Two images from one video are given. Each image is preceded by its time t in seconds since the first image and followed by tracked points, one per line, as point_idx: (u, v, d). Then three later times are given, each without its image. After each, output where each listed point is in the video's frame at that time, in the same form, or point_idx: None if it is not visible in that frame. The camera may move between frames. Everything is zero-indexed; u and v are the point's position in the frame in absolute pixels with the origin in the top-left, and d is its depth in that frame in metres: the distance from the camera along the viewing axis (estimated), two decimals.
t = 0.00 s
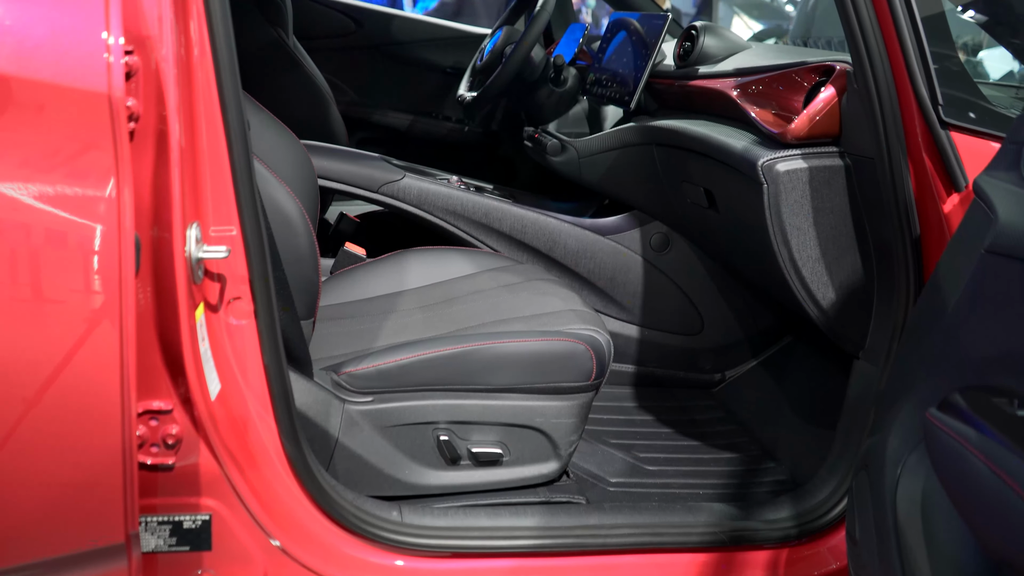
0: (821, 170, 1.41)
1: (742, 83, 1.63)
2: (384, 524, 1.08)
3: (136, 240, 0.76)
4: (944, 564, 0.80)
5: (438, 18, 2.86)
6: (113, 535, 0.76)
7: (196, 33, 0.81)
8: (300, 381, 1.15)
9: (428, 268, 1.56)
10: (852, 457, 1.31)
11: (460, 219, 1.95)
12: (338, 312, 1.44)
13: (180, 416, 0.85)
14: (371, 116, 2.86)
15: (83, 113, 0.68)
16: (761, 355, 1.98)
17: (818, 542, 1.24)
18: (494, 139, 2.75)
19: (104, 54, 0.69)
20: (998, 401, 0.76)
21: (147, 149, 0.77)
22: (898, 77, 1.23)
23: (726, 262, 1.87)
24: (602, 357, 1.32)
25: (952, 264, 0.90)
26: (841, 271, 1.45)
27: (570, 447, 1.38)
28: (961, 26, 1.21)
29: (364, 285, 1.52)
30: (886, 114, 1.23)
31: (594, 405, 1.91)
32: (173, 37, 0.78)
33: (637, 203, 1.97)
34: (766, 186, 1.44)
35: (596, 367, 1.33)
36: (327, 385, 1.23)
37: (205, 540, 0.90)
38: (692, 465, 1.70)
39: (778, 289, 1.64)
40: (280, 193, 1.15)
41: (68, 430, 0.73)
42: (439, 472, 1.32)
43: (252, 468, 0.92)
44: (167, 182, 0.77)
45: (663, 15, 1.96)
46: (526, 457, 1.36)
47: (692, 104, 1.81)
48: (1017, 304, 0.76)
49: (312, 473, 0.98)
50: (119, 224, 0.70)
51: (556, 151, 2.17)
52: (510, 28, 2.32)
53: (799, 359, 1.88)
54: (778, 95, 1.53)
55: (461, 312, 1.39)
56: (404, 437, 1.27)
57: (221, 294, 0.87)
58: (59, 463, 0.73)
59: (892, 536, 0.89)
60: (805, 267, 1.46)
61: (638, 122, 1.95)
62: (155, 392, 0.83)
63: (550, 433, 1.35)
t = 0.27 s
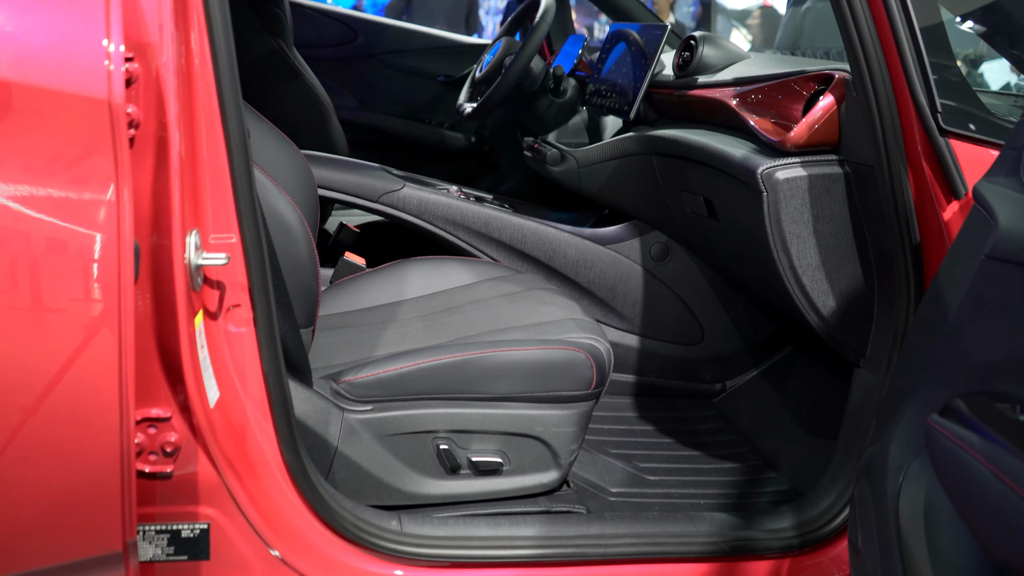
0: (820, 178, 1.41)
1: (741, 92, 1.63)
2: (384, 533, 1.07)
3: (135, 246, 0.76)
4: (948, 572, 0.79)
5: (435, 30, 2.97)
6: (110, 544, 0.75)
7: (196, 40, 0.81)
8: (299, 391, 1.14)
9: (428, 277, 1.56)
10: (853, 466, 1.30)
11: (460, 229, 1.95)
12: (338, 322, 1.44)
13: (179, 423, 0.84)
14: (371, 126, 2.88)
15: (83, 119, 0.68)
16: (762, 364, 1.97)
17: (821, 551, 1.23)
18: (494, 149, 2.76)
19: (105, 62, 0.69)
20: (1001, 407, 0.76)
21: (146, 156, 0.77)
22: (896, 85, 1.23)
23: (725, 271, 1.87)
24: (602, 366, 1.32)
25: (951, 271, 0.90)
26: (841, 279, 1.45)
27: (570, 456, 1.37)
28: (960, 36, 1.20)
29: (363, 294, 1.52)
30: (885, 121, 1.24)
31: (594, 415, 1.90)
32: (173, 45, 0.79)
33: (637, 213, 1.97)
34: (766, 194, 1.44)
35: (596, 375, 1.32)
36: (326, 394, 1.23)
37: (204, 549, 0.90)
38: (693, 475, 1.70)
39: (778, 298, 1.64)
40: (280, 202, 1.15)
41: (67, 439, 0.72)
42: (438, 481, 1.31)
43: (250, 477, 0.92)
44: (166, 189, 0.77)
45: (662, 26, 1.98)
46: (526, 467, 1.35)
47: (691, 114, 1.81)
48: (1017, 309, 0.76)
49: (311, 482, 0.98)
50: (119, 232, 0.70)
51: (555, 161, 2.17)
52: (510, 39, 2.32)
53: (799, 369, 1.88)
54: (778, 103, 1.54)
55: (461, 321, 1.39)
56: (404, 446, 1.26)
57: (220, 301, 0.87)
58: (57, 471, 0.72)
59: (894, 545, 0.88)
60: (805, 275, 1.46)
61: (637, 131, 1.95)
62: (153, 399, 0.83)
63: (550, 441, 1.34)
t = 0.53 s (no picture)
0: (820, 186, 1.41)
1: (740, 101, 1.63)
2: (384, 542, 1.07)
3: (135, 252, 0.76)
4: None
5: (437, 41, 2.99)
6: (108, 552, 0.75)
7: (197, 47, 0.81)
8: (299, 399, 1.14)
9: (427, 286, 1.56)
10: (855, 475, 1.30)
11: (460, 238, 1.95)
12: (337, 331, 1.43)
13: (177, 431, 0.84)
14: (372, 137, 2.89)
15: (84, 125, 0.68)
16: (762, 374, 1.97)
17: (823, 561, 1.23)
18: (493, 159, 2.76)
19: (105, 70, 0.69)
20: (1002, 411, 0.76)
21: (146, 163, 0.77)
22: (895, 93, 1.24)
23: (725, 281, 1.87)
24: (602, 374, 1.32)
25: (952, 277, 0.90)
26: (841, 287, 1.44)
27: (570, 464, 1.36)
28: (958, 46, 1.22)
29: (363, 303, 1.52)
30: (883, 128, 1.24)
31: (594, 425, 1.90)
32: (174, 52, 0.79)
33: (637, 223, 1.97)
34: (766, 202, 1.43)
35: (596, 384, 1.32)
36: (325, 403, 1.23)
37: (202, 558, 0.89)
38: (693, 485, 1.69)
39: (778, 307, 1.64)
40: (280, 210, 1.15)
41: (64, 446, 0.72)
42: (438, 490, 1.30)
43: (249, 485, 0.91)
44: (166, 196, 0.77)
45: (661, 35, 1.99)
46: (526, 475, 1.34)
47: (689, 123, 1.81)
48: (1017, 314, 0.76)
49: (310, 490, 0.97)
50: (118, 239, 0.70)
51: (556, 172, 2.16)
52: (509, 50, 2.33)
53: (800, 378, 1.87)
54: (776, 112, 1.53)
55: (461, 330, 1.39)
56: (403, 455, 1.26)
57: (220, 308, 0.87)
58: (55, 478, 0.72)
59: (897, 551, 0.88)
60: (805, 282, 1.45)
61: (637, 141, 1.95)
62: (152, 407, 0.83)
63: (550, 450, 1.33)
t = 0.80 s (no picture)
0: (819, 194, 1.41)
1: (740, 110, 1.64)
2: (383, 551, 1.06)
3: (135, 259, 0.76)
4: None
5: (445, 54, 3.07)
6: (105, 559, 0.75)
7: (198, 55, 0.82)
8: (299, 407, 1.14)
9: (427, 296, 1.56)
10: (857, 483, 1.30)
11: (460, 247, 1.95)
12: (337, 340, 1.43)
13: (176, 438, 0.84)
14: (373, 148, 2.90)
15: (85, 131, 0.68)
16: (762, 384, 1.96)
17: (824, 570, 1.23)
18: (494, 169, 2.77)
19: (108, 77, 0.70)
20: (1002, 416, 0.76)
21: (147, 169, 0.77)
22: (894, 101, 1.24)
23: (726, 290, 1.87)
24: (602, 382, 1.31)
25: (952, 282, 0.90)
26: (841, 295, 1.44)
27: (571, 473, 1.36)
28: (957, 56, 1.25)
29: (363, 312, 1.52)
30: (882, 136, 1.24)
31: (594, 435, 1.89)
32: (175, 59, 0.79)
33: (637, 232, 1.97)
34: (765, 210, 1.43)
35: (596, 392, 1.32)
36: (325, 411, 1.22)
37: (200, 566, 0.89)
38: (694, 495, 1.68)
39: (778, 316, 1.64)
40: (281, 218, 1.15)
41: (64, 454, 0.72)
42: (438, 499, 1.30)
43: (249, 493, 0.91)
44: (166, 202, 0.78)
45: (658, 47, 1.99)
46: (526, 484, 1.34)
47: (689, 133, 1.82)
48: (1016, 319, 0.76)
49: (309, 499, 0.97)
50: (118, 245, 0.70)
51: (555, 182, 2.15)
52: (509, 60, 2.34)
53: (800, 387, 1.87)
54: (775, 120, 1.53)
55: (461, 338, 1.39)
56: (403, 463, 1.25)
57: (219, 315, 0.86)
58: (56, 486, 0.72)
59: (899, 560, 0.87)
60: (805, 290, 1.45)
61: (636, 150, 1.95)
62: (152, 413, 0.82)
63: (551, 458, 1.33)
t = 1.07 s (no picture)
0: (818, 201, 1.41)
1: (738, 119, 1.64)
2: (383, 560, 1.06)
3: (135, 266, 0.76)
4: None
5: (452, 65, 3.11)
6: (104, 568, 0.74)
7: (200, 63, 0.82)
8: (299, 416, 1.13)
9: (428, 305, 1.56)
10: (858, 492, 1.29)
11: (460, 257, 1.95)
12: (336, 350, 1.43)
13: (175, 445, 0.83)
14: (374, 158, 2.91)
15: (86, 138, 0.69)
16: (763, 394, 1.96)
17: None
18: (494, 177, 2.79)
19: (108, 85, 0.70)
20: (1004, 421, 0.76)
21: (148, 176, 0.77)
22: (892, 111, 1.25)
23: (726, 299, 1.87)
24: (602, 391, 1.31)
25: (952, 289, 0.90)
26: (841, 303, 1.44)
27: (571, 482, 1.35)
28: (955, 67, 1.24)
29: (363, 321, 1.52)
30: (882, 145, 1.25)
31: (595, 444, 1.89)
32: (177, 67, 0.79)
33: (637, 241, 1.97)
34: (765, 218, 1.43)
35: (597, 400, 1.32)
36: (325, 419, 1.22)
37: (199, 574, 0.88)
38: (694, 504, 1.68)
39: (779, 325, 1.64)
40: (281, 226, 1.15)
41: (63, 461, 0.71)
42: (438, 507, 1.29)
43: (247, 501, 0.90)
44: (167, 209, 0.78)
45: (658, 57, 2.00)
46: (526, 493, 1.33)
47: (688, 142, 1.82)
48: (1016, 324, 0.76)
49: (309, 507, 0.96)
50: (117, 253, 0.69)
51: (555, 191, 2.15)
52: (509, 71, 2.35)
53: (800, 397, 1.87)
54: (774, 129, 1.54)
55: (461, 347, 1.39)
56: (403, 472, 1.25)
57: (219, 322, 0.86)
58: (56, 492, 0.72)
59: (901, 568, 0.87)
60: (806, 298, 1.45)
61: (636, 159, 1.95)
62: (151, 420, 0.82)
63: (551, 467, 1.32)
